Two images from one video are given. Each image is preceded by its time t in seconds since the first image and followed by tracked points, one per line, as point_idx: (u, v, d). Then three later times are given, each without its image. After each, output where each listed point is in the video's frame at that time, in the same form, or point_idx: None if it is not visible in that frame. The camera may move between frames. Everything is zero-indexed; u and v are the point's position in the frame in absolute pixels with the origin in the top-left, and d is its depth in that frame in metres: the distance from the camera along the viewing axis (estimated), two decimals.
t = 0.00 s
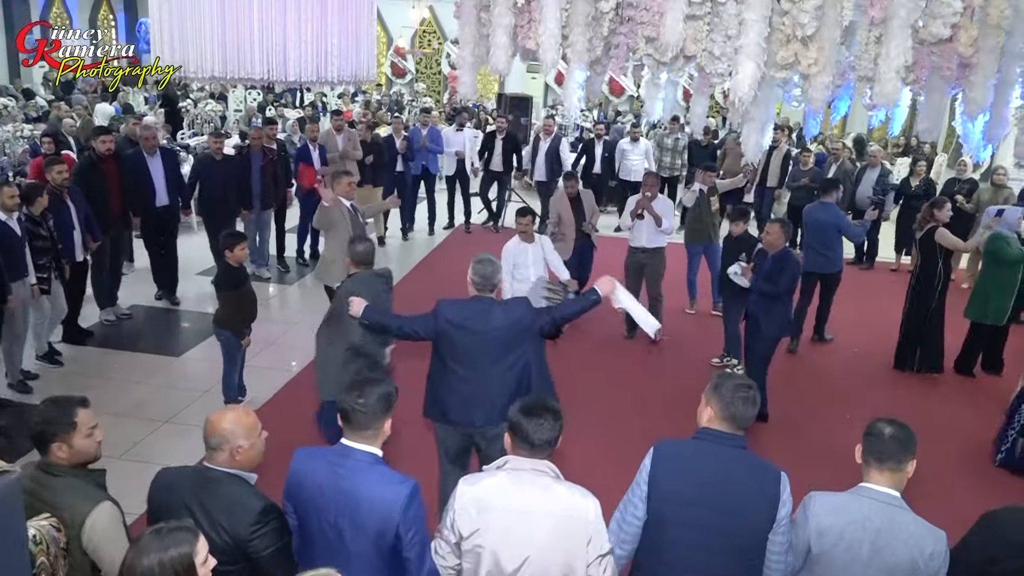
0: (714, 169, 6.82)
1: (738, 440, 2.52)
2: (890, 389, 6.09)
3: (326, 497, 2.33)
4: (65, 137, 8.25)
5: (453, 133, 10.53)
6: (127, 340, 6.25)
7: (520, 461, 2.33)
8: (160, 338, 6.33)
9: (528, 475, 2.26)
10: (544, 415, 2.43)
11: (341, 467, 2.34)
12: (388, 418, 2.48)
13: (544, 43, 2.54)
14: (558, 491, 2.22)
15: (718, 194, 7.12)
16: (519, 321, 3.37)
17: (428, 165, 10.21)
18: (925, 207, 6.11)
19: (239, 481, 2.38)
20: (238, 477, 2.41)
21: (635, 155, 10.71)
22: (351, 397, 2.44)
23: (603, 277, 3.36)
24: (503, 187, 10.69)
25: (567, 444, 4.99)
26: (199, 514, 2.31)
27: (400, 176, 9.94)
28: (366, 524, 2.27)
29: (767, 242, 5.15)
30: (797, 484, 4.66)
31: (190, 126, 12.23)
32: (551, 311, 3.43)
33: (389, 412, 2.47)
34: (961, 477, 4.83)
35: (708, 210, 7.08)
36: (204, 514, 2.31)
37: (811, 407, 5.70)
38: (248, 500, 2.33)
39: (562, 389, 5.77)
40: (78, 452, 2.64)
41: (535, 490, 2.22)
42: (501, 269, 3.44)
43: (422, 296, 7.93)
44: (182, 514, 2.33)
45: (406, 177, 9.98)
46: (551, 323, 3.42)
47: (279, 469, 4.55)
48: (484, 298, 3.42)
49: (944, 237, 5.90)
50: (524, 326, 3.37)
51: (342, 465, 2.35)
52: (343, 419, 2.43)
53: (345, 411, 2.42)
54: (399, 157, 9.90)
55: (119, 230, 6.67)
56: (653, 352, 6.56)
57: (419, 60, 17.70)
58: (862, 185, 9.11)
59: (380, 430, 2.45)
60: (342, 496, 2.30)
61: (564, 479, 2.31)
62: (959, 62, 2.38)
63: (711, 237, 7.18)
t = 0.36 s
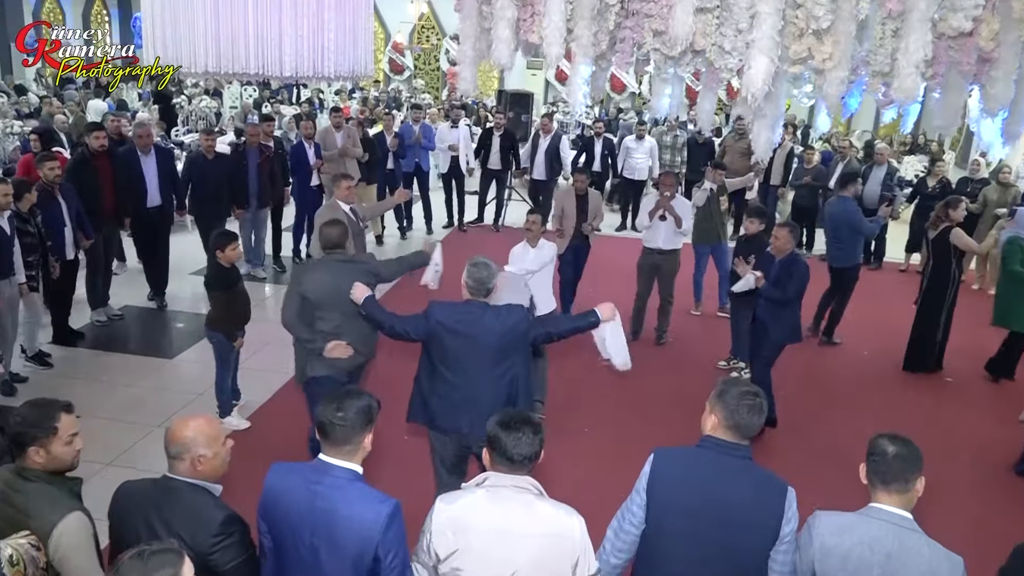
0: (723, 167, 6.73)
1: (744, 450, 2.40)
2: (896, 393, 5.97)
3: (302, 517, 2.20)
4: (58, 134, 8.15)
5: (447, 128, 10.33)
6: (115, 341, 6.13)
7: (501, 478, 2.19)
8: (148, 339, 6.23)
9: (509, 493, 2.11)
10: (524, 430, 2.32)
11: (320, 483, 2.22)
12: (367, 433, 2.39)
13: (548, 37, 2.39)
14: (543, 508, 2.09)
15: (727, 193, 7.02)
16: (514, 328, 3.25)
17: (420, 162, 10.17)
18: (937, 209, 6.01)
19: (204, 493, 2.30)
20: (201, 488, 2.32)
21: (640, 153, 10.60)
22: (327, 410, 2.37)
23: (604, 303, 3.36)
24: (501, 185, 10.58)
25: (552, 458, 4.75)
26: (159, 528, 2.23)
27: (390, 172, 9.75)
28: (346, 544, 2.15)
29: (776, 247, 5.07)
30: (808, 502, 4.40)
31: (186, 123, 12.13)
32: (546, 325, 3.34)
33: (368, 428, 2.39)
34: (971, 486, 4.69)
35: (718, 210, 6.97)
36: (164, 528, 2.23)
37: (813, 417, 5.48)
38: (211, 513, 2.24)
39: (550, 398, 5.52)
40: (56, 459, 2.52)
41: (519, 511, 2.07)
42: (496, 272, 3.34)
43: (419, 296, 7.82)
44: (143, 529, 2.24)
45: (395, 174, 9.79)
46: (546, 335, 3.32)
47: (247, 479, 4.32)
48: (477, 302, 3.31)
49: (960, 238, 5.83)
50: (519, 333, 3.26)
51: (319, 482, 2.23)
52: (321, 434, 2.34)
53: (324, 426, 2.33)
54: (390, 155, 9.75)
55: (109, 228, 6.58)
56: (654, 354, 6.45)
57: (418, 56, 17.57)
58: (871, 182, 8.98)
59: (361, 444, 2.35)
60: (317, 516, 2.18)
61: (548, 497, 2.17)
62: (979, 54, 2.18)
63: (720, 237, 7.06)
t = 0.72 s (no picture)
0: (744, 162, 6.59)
1: (764, 468, 2.24)
2: (908, 397, 5.80)
3: (290, 542, 2.05)
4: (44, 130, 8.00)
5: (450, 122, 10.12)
6: (101, 345, 5.98)
7: (502, 500, 2.04)
8: (135, 341, 6.08)
9: (508, 517, 1.96)
10: (528, 448, 2.17)
11: (312, 507, 2.07)
12: (362, 452, 2.26)
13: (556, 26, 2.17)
14: (550, 532, 1.93)
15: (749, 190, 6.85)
16: (523, 342, 3.06)
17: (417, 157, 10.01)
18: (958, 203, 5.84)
19: (179, 514, 2.15)
20: (176, 509, 2.18)
21: (647, 148, 10.46)
22: (315, 430, 2.25)
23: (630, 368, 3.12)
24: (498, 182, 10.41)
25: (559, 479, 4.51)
26: (130, 550, 2.07)
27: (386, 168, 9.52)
28: (338, 572, 1.98)
29: (792, 248, 4.92)
30: (837, 522, 4.17)
31: (178, 117, 11.95)
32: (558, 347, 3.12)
33: (362, 447, 2.25)
34: (991, 496, 4.52)
35: (738, 207, 6.83)
36: (135, 550, 2.08)
37: (827, 425, 5.28)
38: (187, 535, 2.09)
39: (553, 413, 5.29)
40: (36, 473, 2.39)
41: (520, 534, 1.92)
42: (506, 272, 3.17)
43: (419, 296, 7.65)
44: (113, 550, 2.09)
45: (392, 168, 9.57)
46: (556, 356, 3.11)
47: (226, 499, 4.10)
48: (488, 302, 3.15)
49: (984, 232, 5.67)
50: (526, 349, 3.06)
51: (309, 507, 2.08)
52: (313, 455, 2.22)
53: (315, 446, 2.22)
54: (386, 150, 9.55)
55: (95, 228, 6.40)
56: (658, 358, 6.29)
57: (418, 47, 17.36)
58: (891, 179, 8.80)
59: (355, 464, 2.22)
60: (308, 542, 2.03)
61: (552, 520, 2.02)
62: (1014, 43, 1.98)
63: (741, 237, 6.91)
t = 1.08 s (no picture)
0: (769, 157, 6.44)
1: (801, 494, 2.09)
2: (921, 402, 5.65)
3: None
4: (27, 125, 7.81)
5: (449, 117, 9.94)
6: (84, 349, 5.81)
7: (523, 529, 1.89)
8: (117, 346, 5.91)
9: (530, 547, 1.79)
10: (547, 468, 2.02)
11: (316, 539, 1.91)
12: (369, 481, 2.08)
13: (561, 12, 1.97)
14: (572, 564, 1.76)
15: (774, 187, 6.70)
16: (534, 356, 2.90)
17: (412, 154, 9.83)
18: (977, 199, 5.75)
19: (171, 541, 1.99)
20: (169, 537, 2.01)
21: (644, 142, 10.34)
22: (317, 455, 2.09)
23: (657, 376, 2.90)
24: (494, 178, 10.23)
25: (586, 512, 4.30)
26: None
27: (382, 165, 9.32)
28: None
29: (802, 250, 4.75)
30: (885, 552, 3.93)
31: (166, 110, 11.75)
32: (573, 356, 2.94)
33: (371, 472, 2.09)
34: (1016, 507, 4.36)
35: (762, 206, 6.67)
36: None
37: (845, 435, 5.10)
38: (181, 564, 1.93)
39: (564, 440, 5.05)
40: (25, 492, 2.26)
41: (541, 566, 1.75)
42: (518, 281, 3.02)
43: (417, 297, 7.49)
44: None
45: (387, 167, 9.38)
46: (570, 369, 2.92)
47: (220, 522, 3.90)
48: (500, 312, 2.97)
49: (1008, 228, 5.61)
50: (537, 361, 2.89)
51: (311, 538, 1.92)
52: (316, 484, 2.05)
53: (319, 475, 2.05)
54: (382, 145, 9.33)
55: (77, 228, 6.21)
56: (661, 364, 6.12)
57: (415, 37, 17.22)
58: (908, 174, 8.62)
59: (361, 494, 2.05)
60: None
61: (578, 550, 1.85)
62: None
63: (766, 236, 6.76)
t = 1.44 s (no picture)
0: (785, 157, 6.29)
1: (871, 529, 1.99)
2: (933, 409, 5.51)
3: None
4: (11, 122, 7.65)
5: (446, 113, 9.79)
6: (67, 355, 5.68)
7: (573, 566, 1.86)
8: (101, 351, 5.78)
9: None
10: (602, 501, 1.97)
11: None
12: (408, 517, 2.05)
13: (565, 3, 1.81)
14: None
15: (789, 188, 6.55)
16: (531, 360, 2.76)
17: (408, 150, 9.56)
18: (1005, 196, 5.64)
19: None
20: None
21: (638, 137, 10.21)
22: (354, 492, 2.04)
23: (665, 353, 2.75)
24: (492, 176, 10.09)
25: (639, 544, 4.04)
26: None
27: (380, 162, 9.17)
28: None
29: (814, 259, 4.60)
30: None
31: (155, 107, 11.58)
32: (578, 354, 2.80)
33: (410, 507, 2.05)
34: None
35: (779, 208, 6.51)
36: None
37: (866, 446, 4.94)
38: None
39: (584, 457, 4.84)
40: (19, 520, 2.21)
41: None
42: (513, 284, 2.90)
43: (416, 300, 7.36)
44: None
45: (384, 165, 9.23)
46: (575, 366, 2.79)
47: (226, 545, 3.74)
48: (495, 316, 2.85)
49: None
50: (538, 362, 2.76)
51: None
52: (350, 523, 2.00)
53: (353, 513, 2.00)
54: (379, 142, 9.21)
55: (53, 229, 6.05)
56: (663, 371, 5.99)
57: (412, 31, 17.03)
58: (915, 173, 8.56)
59: (399, 532, 2.01)
60: None
61: None
62: None
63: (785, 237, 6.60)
